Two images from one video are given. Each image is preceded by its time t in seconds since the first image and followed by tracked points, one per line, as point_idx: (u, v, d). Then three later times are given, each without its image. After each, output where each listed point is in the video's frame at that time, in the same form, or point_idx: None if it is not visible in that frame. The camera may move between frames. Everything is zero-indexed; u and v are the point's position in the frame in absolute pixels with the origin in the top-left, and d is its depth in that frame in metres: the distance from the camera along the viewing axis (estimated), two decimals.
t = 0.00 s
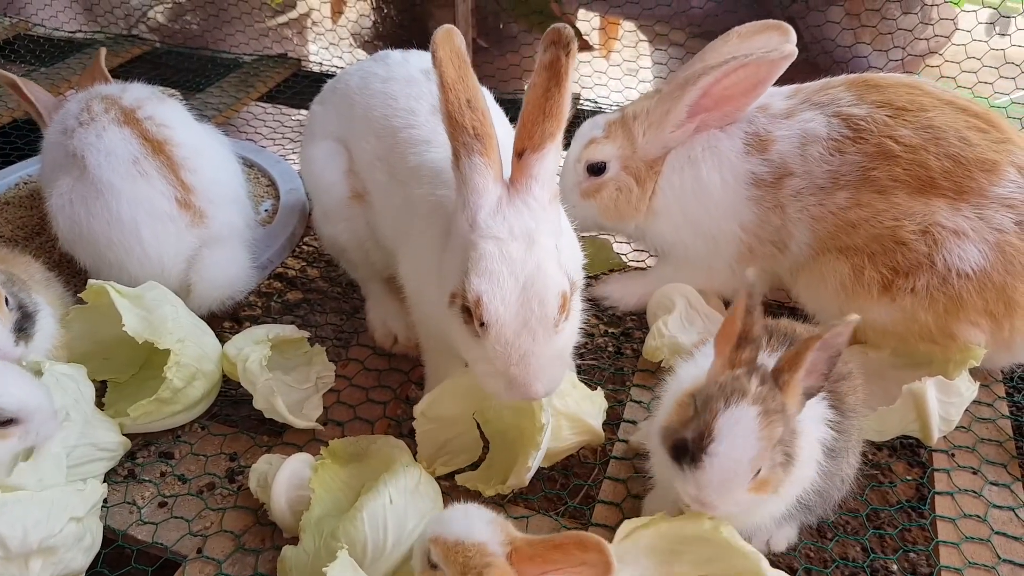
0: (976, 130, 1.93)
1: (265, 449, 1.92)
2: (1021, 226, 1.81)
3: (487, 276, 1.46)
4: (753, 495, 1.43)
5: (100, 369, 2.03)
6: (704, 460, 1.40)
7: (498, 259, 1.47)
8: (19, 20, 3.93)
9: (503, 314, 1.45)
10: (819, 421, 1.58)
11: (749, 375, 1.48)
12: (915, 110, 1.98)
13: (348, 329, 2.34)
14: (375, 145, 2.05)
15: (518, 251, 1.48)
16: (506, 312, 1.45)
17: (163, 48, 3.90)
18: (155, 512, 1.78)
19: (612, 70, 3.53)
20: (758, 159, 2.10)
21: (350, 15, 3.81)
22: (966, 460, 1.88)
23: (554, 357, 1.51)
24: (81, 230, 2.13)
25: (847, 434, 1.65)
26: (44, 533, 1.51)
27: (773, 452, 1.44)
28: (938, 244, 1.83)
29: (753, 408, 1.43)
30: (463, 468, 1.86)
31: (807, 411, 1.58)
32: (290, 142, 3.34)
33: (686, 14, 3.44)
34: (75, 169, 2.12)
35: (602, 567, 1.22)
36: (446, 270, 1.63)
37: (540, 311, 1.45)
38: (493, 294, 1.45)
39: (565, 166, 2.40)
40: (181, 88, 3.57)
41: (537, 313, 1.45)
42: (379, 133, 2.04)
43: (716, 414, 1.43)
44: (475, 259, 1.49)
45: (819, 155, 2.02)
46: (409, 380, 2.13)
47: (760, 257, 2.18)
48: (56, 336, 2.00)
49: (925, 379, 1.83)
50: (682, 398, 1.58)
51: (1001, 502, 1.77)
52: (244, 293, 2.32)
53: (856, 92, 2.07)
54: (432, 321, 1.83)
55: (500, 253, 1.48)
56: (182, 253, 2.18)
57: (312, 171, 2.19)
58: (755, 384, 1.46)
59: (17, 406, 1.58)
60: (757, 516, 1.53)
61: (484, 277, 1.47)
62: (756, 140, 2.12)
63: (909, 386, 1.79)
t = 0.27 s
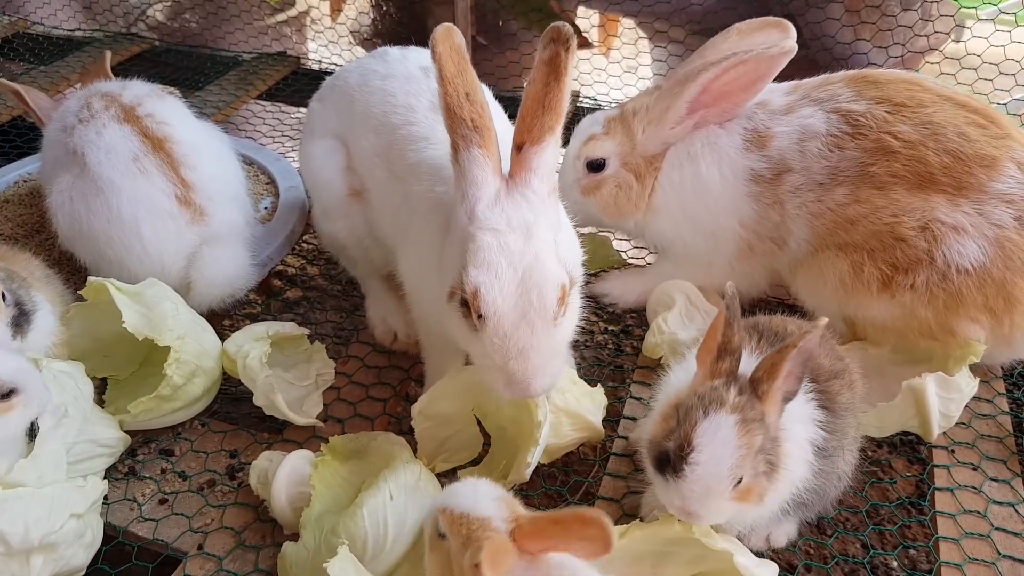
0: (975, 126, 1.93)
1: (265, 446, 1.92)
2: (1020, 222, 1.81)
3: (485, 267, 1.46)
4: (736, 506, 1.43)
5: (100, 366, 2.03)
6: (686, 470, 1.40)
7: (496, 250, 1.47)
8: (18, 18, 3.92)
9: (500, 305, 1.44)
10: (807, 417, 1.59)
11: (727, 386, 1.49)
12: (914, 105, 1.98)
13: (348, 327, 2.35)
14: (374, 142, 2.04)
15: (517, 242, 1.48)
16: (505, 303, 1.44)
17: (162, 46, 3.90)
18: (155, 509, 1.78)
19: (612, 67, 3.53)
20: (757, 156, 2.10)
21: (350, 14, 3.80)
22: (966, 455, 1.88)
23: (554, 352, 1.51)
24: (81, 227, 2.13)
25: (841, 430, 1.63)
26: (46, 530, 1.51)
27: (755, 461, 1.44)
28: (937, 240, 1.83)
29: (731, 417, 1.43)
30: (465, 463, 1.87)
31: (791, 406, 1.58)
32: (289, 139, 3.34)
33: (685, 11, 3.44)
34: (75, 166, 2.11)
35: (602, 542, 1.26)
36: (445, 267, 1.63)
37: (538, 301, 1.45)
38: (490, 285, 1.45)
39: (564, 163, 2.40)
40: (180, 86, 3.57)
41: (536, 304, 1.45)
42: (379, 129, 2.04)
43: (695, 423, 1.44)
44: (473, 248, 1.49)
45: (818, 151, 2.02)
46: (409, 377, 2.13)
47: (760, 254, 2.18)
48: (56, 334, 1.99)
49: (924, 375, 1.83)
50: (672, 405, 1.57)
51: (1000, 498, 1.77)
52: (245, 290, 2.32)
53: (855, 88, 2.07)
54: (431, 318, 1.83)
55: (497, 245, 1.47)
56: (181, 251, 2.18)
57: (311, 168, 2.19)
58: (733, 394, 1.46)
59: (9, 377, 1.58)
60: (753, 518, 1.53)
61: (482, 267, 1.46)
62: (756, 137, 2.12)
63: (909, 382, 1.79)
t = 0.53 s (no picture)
0: (978, 129, 1.92)
1: (265, 446, 1.92)
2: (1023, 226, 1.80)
3: (487, 270, 1.46)
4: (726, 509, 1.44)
5: (100, 365, 2.03)
6: (677, 469, 1.42)
7: (497, 254, 1.47)
8: (21, 16, 3.93)
9: (502, 307, 1.44)
10: (806, 420, 1.58)
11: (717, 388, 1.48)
12: (916, 108, 1.97)
13: (349, 327, 2.34)
14: (376, 143, 2.04)
15: (517, 245, 1.48)
16: (506, 306, 1.44)
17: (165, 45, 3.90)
18: (155, 509, 1.77)
19: (613, 67, 3.54)
20: (759, 158, 2.10)
21: (352, 14, 3.78)
22: (968, 459, 1.87)
23: (555, 354, 1.50)
24: (82, 226, 2.13)
25: (840, 432, 1.62)
26: (44, 530, 1.51)
27: (746, 464, 1.44)
28: (940, 243, 1.82)
29: (721, 419, 1.43)
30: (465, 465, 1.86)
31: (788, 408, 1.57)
32: (291, 139, 3.35)
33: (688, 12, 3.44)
34: (77, 165, 2.11)
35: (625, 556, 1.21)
36: (446, 267, 1.63)
37: (540, 304, 1.45)
38: (492, 288, 1.44)
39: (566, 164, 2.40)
40: (183, 85, 3.57)
41: (538, 307, 1.44)
42: (381, 130, 2.04)
43: (686, 423, 1.46)
44: (474, 253, 1.49)
45: (820, 153, 2.02)
46: (409, 378, 2.13)
47: (762, 256, 2.18)
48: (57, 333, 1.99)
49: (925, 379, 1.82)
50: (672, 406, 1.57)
51: (1002, 502, 1.77)
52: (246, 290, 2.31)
53: (857, 91, 2.06)
54: (432, 318, 1.83)
55: (499, 248, 1.47)
56: (182, 250, 2.17)
57: (313, 169, 2.19)
58: (725, 397, 1.46)
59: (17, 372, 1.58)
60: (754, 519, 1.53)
61: (483, 270, 1.46)
62: (757, 139, 2.11)
63: (910, 385, 1.78)
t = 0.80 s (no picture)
0: (977, 154, 1.92)
1: (259, 460, 1.92)
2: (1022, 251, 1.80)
3: (484, 284, 1.46)
4: (698, 532, 1.47)
5: (96, 376, 2.02)
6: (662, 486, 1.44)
7: (494, 268, 1.46)
8: (28, 21, 3.95)
9: (499, 322, 1.43)
10: (801, 451, 1.59)
11: (698, 411, 1.52)
12: (916, 132, 1.97)
13: (347, 339, 2.34)
14: (377, 158, 2.05)
15: (514, 259, 1.47)
16: (503, 321, 1.43)
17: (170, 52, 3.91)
18: (147, 522, 1.77)
19: (617, 82, 3.55)
20: (757, 179, 2.10)
21: (357, 24, 3.79)
22: (965, 485, 1.86)
23: (552, 370, 1.48)
24: (81, 236, 2.13)
25: (838, 460, 1.62)
26: (33, 545, 1.50)
27: (722, 489, 1.47)
28: (939, 268, 1.82)
29: (691, 440, 1.47)
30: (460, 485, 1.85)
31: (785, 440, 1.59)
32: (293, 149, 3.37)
33: (691, 29, 3.44)
34: (77, 175, 2.12)
35: None
36: (444, 284, 1.63)
37: (537, 318, 1.44)
38: (489, 303, 1.44)
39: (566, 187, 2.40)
40: (186, 93, 3.58)
41: (536, 322, 1.44)
42: (382, 145, 2.04)
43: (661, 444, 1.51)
44: (472, 267, 1.48)
45: (819, 176, 2.02)
46: (405, 393, 2.12)
47: (761, 277, 2.17)
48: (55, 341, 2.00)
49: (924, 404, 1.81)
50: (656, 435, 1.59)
51: (999, 530, 1.75)
52: (244, 301, 2.31)
53: (856, 114, 2.06)
54: (430, 335, 1.82)
55: (496, 263, 1.47)
56: (182, 261, 2.17)
57: (314, 182, 2.19)
58: (702, 419, 1.50)
59: (13, 375, 1.58)
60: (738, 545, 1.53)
61: (480, 285, 1.46)
62: (755, 161, 2.12)
63: (909, 410, 1.78)
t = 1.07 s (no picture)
0: (972, 171, 1.93)
1: (254, 472, 1.91)
2: (1017, 268, 1.81)
3: (480, 287, 1.46)
4: (684, 552, 1.47)
5: (90, 386, 2.02)
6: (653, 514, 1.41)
7: (492, 272, 1.47)
8: (27, 28, 3.95)
9: (493, 325, 1.43)
10: (793, 474, 1.60)
11: (683, 434, 1.55)
12: (911, 149, 1.98)
13: (343, 350, 2.34)
14: (375, 170, 2.05)
15: (513, 266, 1.48)
16: (497, 326, 1.43)
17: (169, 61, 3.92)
18: (140, 534, 1.76)
19: (615, 95, 3.55)
20: (752, 196, 2.11)
21: (357, 35, 3.79)
22: (960, 501, 1.85)
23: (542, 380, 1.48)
24: (75, 245, 2.12)
25: (834, 480, 1.62)
26: (26, 558, 1.51)
27: (707, 511, 1.48)
28: (934, 284, 1.82)
29: (678, 458, 1.50)
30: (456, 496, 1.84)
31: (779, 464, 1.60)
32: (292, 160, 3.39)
33: (691, 43, 3.47)
34: (71, 184, 2.12)
35: None
36: (439, 298, 1.63)
37: (531, 325, 1.44)
38: (484, 306, 1.44)
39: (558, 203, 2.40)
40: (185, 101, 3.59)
41: (529, 329, 1.44)
42: (380, 158, 2.05)
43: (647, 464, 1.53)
44: (470, 271, 1.49)
45: (814, 192, 2.03)
46: (401, 405, 2.12)
47: (757, 292, 2.17)
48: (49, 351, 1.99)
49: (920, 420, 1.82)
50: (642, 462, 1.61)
51: (994, 546, 1.75)
52: (238, 310, 2.31)
53: (852, 130, 2.07)
54: (426, 348, 1.82)
55: (495, 267, 1.47)
56: (176, 270, 2.17)
57: (311, 194, 2.19)
58: (689, 440, 1.53)
59: (11, 379, 1.60)
60: (735, 564, 1.53)
61: (477, 288, 1.46)
62: (751, 177, 2.13)
63: (904, 426, 1.78)
